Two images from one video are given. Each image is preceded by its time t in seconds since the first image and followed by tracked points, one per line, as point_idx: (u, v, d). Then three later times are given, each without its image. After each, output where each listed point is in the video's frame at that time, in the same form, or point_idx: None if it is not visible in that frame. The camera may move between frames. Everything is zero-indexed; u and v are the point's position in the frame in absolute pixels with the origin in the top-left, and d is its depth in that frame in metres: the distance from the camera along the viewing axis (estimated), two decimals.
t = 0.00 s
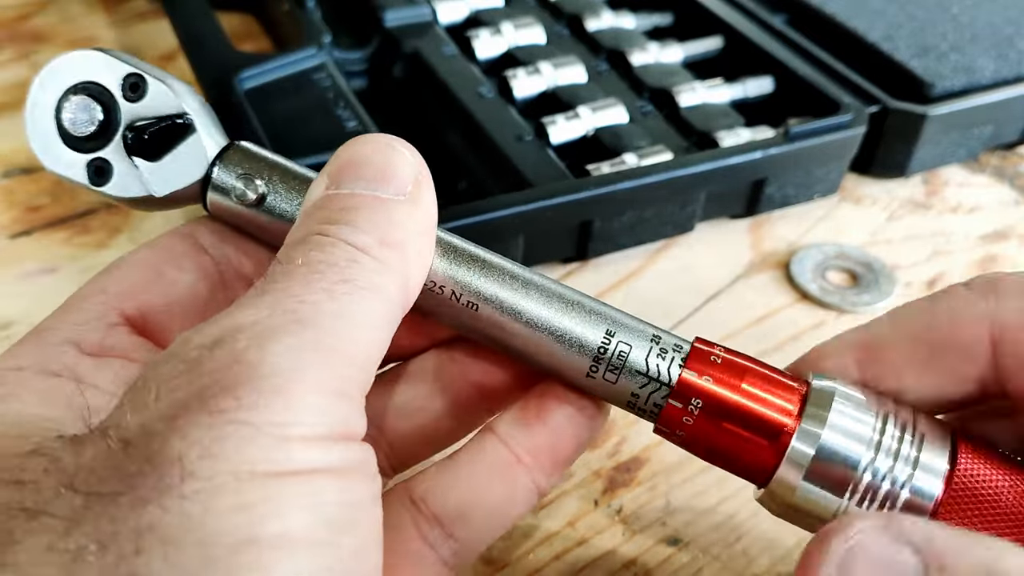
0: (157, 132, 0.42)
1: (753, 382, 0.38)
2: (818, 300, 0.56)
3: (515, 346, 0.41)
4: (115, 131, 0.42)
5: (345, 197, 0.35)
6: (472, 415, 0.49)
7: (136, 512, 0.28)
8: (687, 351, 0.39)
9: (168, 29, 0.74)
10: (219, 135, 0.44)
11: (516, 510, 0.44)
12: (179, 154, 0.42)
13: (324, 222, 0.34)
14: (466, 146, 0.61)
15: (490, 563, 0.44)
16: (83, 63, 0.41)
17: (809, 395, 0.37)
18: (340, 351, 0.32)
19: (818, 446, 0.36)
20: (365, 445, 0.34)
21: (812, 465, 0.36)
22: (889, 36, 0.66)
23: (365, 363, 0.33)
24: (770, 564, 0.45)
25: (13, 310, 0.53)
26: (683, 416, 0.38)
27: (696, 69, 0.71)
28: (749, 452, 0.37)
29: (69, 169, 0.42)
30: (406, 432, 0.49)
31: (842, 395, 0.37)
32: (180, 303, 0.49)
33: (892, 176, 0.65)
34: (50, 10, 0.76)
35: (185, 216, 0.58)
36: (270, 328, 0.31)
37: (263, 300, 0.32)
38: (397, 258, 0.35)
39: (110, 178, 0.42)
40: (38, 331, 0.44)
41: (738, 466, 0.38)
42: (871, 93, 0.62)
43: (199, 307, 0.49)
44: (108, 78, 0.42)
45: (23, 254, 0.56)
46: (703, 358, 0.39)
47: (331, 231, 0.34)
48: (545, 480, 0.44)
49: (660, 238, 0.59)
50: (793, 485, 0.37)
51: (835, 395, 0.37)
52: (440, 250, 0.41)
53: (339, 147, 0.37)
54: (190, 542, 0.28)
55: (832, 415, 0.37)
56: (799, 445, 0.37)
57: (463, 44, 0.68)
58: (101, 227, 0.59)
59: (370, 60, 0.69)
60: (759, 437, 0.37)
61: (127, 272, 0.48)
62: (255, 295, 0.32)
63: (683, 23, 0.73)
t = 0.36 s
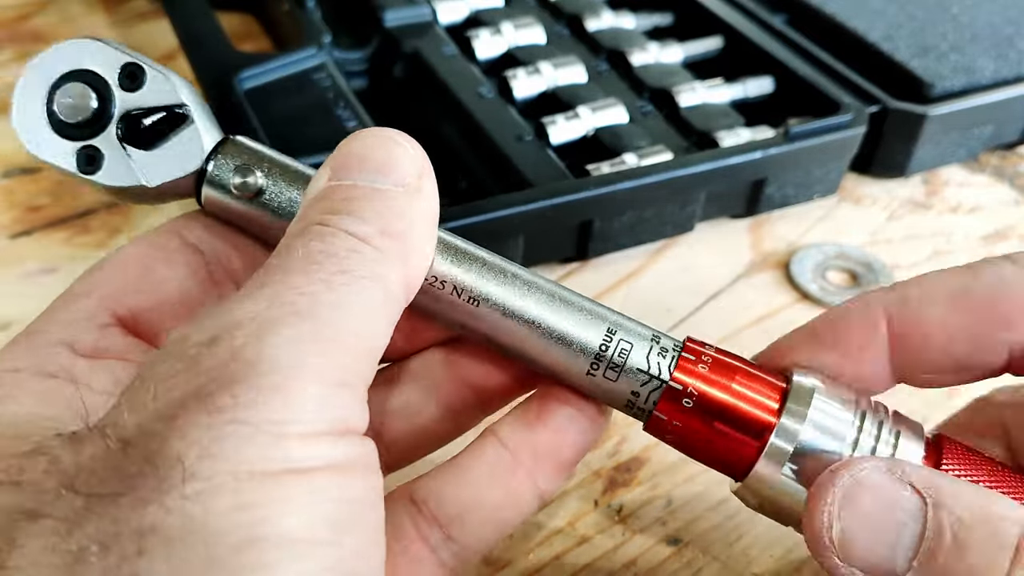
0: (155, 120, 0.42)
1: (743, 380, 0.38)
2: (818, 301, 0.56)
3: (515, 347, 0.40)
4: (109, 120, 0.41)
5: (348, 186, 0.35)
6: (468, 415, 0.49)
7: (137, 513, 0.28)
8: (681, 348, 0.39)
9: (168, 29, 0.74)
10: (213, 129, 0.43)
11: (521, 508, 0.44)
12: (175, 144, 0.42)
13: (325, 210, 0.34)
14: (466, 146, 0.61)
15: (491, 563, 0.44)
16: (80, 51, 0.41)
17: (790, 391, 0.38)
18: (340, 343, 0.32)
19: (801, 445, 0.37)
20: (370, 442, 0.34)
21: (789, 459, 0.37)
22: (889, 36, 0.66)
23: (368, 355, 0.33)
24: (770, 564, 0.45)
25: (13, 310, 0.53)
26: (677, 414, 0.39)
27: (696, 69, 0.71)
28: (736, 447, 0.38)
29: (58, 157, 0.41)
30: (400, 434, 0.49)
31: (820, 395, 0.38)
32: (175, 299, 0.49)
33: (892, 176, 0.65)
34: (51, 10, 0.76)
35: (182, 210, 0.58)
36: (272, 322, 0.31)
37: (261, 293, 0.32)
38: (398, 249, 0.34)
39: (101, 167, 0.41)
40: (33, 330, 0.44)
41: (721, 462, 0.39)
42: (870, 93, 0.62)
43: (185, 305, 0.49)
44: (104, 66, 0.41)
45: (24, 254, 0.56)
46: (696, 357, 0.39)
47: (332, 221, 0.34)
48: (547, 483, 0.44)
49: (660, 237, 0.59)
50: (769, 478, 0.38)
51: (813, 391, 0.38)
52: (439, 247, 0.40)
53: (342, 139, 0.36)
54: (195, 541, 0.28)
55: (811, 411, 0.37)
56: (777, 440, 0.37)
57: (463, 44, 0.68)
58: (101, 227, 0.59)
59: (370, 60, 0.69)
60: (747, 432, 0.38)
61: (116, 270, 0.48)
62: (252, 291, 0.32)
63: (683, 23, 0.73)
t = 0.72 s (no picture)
0: (174, 109, 0.41)
1: (746, 389, 0.38)
2: (818, 301, 0.56)
3: (519, 348, 0.40)
4: (130, 106, 0.41)
5: (348, 190, 0.34)
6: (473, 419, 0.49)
7: (150, 507, 0.28)
8: (683, 359, 0.39)
9: (167, 29, 0.74)
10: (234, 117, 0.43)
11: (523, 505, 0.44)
12: (193, 132, 0.42)
13: (329, 219, 0.34)
14: (466, 146, 0.61)
15: (491, 563, 0.44)
16: (101, 36, 0.40)
17: (804, 412, 0.37)
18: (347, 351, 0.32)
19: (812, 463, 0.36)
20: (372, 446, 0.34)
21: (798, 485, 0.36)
22: (889, 36, 0.66)
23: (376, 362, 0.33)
24: (770, 564, 0.45)
25: (13, 310, 0.53)
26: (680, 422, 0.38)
27: (696, 69, 0.71)
28: (742, 461, 0.37)
29: (80, 140, 0.41)
30: (406, 434, 0.49)
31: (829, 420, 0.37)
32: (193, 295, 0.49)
33: (892, 176, 0.65)
34: (50, 10, 0.76)
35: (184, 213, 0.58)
36: (290, 333, 0.31)
37: (273, 303, 0.32)
38: (401, 255, 0.34)
39: (122, 153, 0.41)
40: (50, 322, 0.44)
41: (727, 475, 0.38)
42: (870, 93, 0.62)
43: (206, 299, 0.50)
44: (126, 51, 0.41)
45: (24, 254, 0.56)
46: (699, 365, 0.39)
47: (336, 230, 0.34)
48: (549, 485, 0.45)
49: (660, 238, 0.59)
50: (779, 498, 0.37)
51: (825, 412, 0.37)
52: (447, 245, 0.40)
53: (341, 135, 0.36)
54: (201, 538, 0.28)
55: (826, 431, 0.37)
56: (787, 464, 0.37)
57: (463, 44, 0.68)
58: (101, 227, 0.59)
59: (370, 60, 0.69)
60: (756, 448, 0.37)
61: (136, 264, 0.48)
62: (265, 300, 0.32)
63: (683, 23, 0.73)
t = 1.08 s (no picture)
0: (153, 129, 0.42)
1: (735, 376, 0.38)
2: (818, 301, 0.56)
3: (508, 345, 0.40)
4: (109, 128, 0.41)
5: (331, 198, 0.35)
6: (468, 411, 0.49)
7: (113, 512, 0.28)
8: (669, 344, 0.39)
9: (168, 29, 0.74)
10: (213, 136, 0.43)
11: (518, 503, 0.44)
12: (173, 151, 0.42)
13: (309, 221, 0.34)
14: (466, 146, 0.61)
15: (491, 563, 0.44)
16: (80, 60, 0.41)
17: (796, 394, 0.38)
18: (320, 350, 0.32)
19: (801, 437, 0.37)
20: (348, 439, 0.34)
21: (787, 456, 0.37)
22: (889, 36, 0.66)
23: (349, 363, 0.33)
24: (769, 564, 0.45)
25: (12, 310, 0.53)
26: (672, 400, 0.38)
27: (696, 69, 0.71)
28: (738, 447, 0.38)
29: (60, 167, 0.41)
30: (402, 430, 0.49)
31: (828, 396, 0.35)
32: (182, 299, 0.49)
33: (892, 176, 0.65)
34: (51, 10, 0.76)
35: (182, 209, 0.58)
36: (252, 324, 0.31)
37: (241, 297, 0.32)
38: (379, 257, 0.34)
39: (102, 175, 0.41)
40: (30, 332, 0.44)
41: (722, 459, 0.39)
42: (870, 93, 0.62)
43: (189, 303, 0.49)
44: (103, 75, 0.41)
45: (23, 254, 0.56)
46: (687, 351, 0.39)
47: (314, 231, 0.34)
48: (545, 476, 0.45)
49: (660, 238, 0.59)
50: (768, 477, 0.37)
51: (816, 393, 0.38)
52: (432, 247, 0.40)
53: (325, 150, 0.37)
54: (165, 542, 0.28)
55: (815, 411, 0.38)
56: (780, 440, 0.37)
57: (463, 44, 0.68)
58: (101, 227, 0.59)
59: (370, 60, 0.69)
60: (750, 431, 0.37)
61: (116, 273, 0.48)
62: (234, 295, 0.32)
63: (683, 23, 0.73)
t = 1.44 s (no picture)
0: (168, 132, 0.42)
1: (748, 378, 0.38)
2: (818, 300, 0.56)
3: (521, 349, 0.40)
4: (121, 130, 0.41)
5: (341, 203, 0.35)
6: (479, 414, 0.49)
7: (135, 525, 0.28)
8: (682, 349, 0.39)
9: (168, 29, 0.74)
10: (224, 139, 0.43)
11: (522, 508, 0.44)
12: (184, 155, 0.42)
13: (320, 227, 0.34)
14: (466, 146, 0.61)
15: (492, 563, 0.44)
16: (97, 62, 0.41)
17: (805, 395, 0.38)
18: (331, 356, 0.31)
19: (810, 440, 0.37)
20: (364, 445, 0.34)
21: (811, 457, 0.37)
22: (889, 36, 0.66)
23: (362, 367, 0.33)
24: (769, 564, 0.45)
25: (12, 310, 0.53)
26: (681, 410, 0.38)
27: (696, 68, 0.71)
28: (744, 449, 0.37)
29: (70, 168, 0.41)
30: (411, 433, 0.49)
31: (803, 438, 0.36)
32: (188, 303, 0.49)
33: (892, 176, 0.65)
34: (51, 9, 0.76)
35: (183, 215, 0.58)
36: (266, 331, 0.31)
37: (255, 304, 0.32)
38: (392, 263, 0.34)
39: (112, 174, 0.41)
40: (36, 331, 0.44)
41: (731, 465, 0.38)
42: (870, 93, 0.62)
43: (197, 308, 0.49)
44: (118, 78, 0.41)
45: (24, 254, 0.56)
46: (698, 354, 0.39)
47: (325, 236, 0.34)
48: (552, 483, 0.44)
49: (660, 238, 0.59)
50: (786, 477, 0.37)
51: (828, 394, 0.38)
52: (446, 252, 0.40)
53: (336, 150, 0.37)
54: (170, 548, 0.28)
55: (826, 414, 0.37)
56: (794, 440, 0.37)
57: (463, 44, 0.68)
58: (101, 227, 0.59)
59: (370, 60, 0.69)
60: (758, 434, 0.37)
61: (124, 276, 0.48)
62: (247, 301, 0.32)
63: (683, 23, 0.73)
